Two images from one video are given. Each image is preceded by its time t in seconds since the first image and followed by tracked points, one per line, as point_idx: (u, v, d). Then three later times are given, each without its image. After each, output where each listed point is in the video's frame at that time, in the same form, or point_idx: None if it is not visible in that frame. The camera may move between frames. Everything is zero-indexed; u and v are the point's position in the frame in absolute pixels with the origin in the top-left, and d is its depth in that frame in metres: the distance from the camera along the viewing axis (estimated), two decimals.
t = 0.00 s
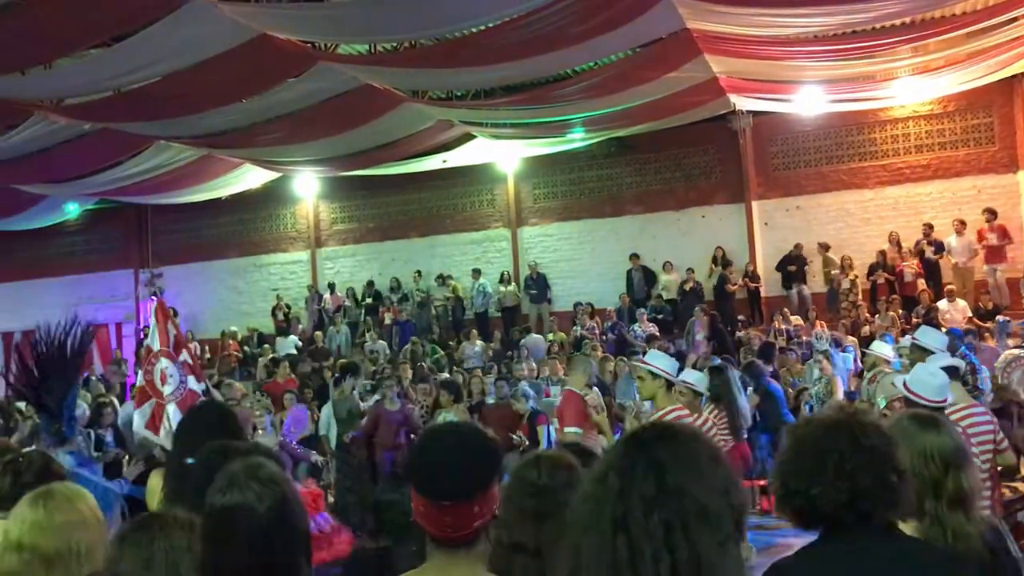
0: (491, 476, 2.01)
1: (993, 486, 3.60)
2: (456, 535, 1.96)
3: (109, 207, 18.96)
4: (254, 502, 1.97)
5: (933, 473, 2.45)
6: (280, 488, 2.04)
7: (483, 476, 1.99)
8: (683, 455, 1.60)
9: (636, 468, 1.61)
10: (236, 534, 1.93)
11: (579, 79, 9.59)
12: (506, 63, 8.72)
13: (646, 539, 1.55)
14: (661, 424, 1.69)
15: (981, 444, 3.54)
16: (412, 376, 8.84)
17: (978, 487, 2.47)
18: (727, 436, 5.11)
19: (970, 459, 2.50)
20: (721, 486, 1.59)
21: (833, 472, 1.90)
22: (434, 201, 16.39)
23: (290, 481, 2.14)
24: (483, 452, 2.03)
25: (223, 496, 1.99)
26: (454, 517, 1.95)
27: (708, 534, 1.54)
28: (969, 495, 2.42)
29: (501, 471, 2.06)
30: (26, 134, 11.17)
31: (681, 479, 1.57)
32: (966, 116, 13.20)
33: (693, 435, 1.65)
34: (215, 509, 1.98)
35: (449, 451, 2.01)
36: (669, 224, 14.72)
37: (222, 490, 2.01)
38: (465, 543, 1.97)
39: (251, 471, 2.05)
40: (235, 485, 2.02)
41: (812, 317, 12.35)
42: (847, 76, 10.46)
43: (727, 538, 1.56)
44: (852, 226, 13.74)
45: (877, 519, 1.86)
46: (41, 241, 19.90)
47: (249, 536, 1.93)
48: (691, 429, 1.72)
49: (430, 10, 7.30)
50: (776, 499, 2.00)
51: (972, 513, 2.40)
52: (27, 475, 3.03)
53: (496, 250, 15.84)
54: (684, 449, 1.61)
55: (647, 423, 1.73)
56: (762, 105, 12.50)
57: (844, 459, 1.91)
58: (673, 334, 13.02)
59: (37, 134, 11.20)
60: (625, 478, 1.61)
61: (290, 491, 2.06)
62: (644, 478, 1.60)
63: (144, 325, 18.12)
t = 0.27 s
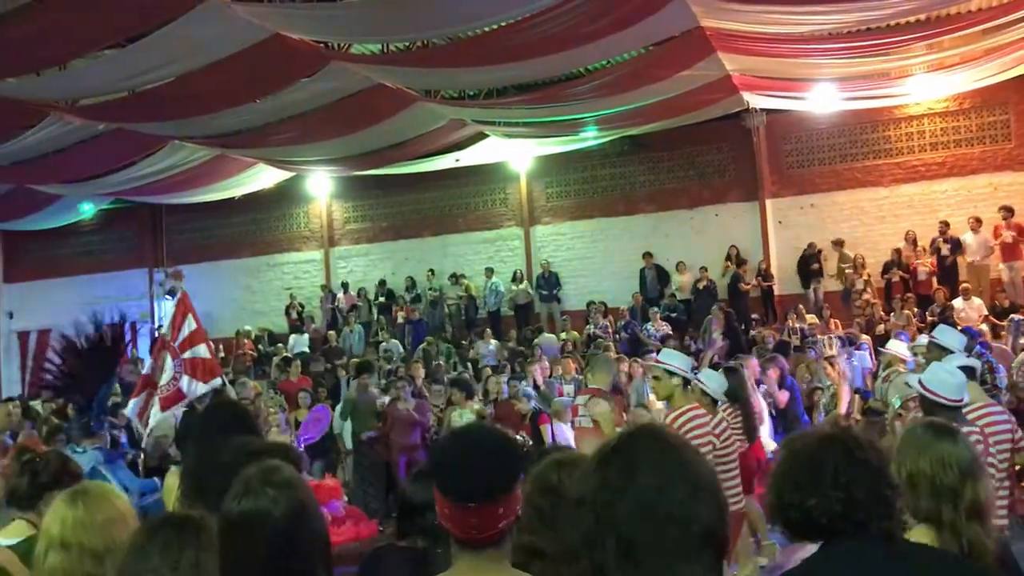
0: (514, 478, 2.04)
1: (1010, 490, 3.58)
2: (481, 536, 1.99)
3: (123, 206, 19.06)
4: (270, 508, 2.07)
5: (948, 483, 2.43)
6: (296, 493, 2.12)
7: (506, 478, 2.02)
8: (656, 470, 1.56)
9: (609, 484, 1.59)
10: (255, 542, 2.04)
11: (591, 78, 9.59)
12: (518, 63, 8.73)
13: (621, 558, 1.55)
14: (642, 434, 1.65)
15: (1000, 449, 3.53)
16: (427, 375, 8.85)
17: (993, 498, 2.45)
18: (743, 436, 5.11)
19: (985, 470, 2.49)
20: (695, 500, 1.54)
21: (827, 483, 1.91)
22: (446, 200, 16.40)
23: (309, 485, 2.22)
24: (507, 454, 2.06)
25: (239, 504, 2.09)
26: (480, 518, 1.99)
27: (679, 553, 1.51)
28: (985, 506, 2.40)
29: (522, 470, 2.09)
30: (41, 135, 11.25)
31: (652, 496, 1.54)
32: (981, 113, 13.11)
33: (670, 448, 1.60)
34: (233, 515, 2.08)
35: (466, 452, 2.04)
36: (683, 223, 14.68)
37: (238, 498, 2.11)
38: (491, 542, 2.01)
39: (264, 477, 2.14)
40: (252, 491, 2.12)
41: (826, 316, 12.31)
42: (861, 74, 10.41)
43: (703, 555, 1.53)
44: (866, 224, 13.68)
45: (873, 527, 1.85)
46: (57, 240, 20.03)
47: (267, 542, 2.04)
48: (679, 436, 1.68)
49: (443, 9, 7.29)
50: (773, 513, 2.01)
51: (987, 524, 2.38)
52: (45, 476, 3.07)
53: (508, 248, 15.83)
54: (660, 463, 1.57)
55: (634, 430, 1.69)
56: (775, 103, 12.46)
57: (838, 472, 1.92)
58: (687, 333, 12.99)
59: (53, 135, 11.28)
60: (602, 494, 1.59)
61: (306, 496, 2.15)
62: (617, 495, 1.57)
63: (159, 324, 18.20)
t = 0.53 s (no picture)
0: (534, 467, 2.05)
1: None
2: (500, 528, 2.01)
3: (139, 205, 19.16)
4: (279, 493, 2.00)
5: (954, 479, 2.42)
6: (305, 478, 2.05)
7: (524, 467, 2.03)
8: (677, 474, 1.53)
9: (630, 475, 1.58)
10: (263, 527, 1.98)
11: (605, 75, 9.58)
12: (532, 61, 8.73)
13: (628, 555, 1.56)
14: (681, 428, 1.60)
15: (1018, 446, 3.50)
16: (441, 373, 8.88)
17: (1001, 492, 2.43)
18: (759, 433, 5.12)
19: (992, 462, 2.47)
20: (708, 515, 1.50)
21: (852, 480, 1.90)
22: (460, 198, 16.41)
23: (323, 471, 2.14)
24: (528, 443, 2.07)
25: (247, 486, 2.04)
26: (498, 509, 2.01)
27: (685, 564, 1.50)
28: (993, 500, 2.39)
29: (544, 461, 2.10)
30: (58, 135, 11.32)
31: (667, 502, 1.52)
32: (999, 109, 13.03)
33: (698, 452, 1.54)
34: (243, 497, 2.03)
35: (486, 444, 2.04)
36: (698, 220, 14.64)
37: (248, 478, 2.06)
38: (509, 535, 2.02)
39: (276, 459, 2.08)
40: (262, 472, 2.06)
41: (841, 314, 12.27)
42: (878, 70, 10.35)
43: (712, 567, 1.51)
44: (882, 221, 13.61)
45: (899, 524, 1.85)
46: (73, 240, 20.15)
47: (275, 529, 1.97)
48: (718, 435, 1.61)
49: (458, 8, 7.30)
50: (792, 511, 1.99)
51: (995, 515, 2.37)
52: (63, 475, 3.09)
53: (522, 246, 15.84)
54: (688, 467, 1.53)
55: (677, 420, 1.64)
56: (791, 99, 12.40)
57: (862, 470, 1.91)
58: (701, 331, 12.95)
59: (70, 134, 11.35)
60: (622, 484, 1.59)
61: (317, 481, 2.07)
62: (633, 490, 1.57)
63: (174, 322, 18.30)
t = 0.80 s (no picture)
0: (540, 469, 2.05)
1: None
2: (508, 530, 2.00)
3: (155, 203, 19.27)
4: (294, 502, 2.01)
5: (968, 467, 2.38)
6: (319, 485, 2.06)
7: (528, 469, 2.02)
8: (727, 484, 1.53)
9: (676, 484, 1.57)
10: (279, 535, 1.98)
11: (621, 71, 9.55)
12: (547, 57, 8.71)
13: (672, 565, 1.54)
14: (726, 438, 1.60)
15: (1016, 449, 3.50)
16: (456, 370, 8.89)
17: (1011, 482, 2.41)
18: (774, 430, 5.12)
19: (1004, 453, 2.44)
20: (757, 528, 1.50)
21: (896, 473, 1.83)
22: (475, 196, 16.41)
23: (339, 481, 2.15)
24: (529, 443, 2.07)
25: (264, 494, 2.05)
26: (508, 512, 2.00)
27: None
28: (1003, 491, 2.37)
29: (548, 464, 2.09)
30: (75, 134, 11.39)
31: (717, 513, 1.51)
32: (1018, 104, 12.91)
33: (745, 464, 1.54)
34: (259, 506, 2.04)
35: (497, 450, 2.03)
36: (713, 216, 14.58)
37: (264, 488, 2.07)
38: (518, 537, 2.01)
39: (294, 469, 2.10)
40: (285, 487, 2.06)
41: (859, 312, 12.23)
42: (895, 65, 10.27)
43: None
44: (900, 218, 13.51)
45: (955, 528, 1.82)
46: (90, 238, 20.29)
47: (288, 537, 1.98)
48: (759, 447, 1.62)
49: (472, 4, 7.29)
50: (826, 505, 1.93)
51: (1005, 507, 2.34)
52: (81, 472, 3.09)
53: (536, 243, 15.83)
54: (739, 482, 1.53)
55: (715, 430, 1.65)
56: (807, 95, 12.33)
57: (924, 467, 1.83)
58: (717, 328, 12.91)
59: (87, 133, 11.42)
60: (667, 491, 1.58)
61: (331, 490, 2.08)
62: (680, 498, 1.55)
63: (191, 320, 18.40)
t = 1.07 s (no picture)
0: (575, 469, 2.05)
1: None
2: (541, 527, 2.01)
3: (172, 202, 19.37)
4: (312, 492, 2.09)
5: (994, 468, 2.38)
6: (337, 477, 2.14)
7: (569, 468, 2.03)
8: (738, 465, 1.56)
9: (687, 463, 1.60)
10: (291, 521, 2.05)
11: (636, 68, 9.53)
12: (563, 54, 8.71)
13: (682, 543, 1.56)
14: (741, 422, 1.63)
15: None
16: (472, 369, 8.89)
17: None
18: (791, 429, 5.07)
19: None
20: (766, 510, 1.53)
21: (958, 481, 1.81)
22: (491, 193, 16.41)
23: (359, 474, 2.25)
24: (568, 447, 2.06)
25: (283, 485, 2.14)
26: (542, 509, 2.00)
27: (742, 554, 1.51)
28: None
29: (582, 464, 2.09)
30: (94, 133, 11.47)
31: (727, 492, 1.54)
32: None
33: (756, 447, 1.57)
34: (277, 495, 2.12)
35: (531, 445, 2.03)
36: (730, 213, 14.52)
37: (284, 479, 2.16)
38: (549, 534, 2.02)
39: (313, 461, 2.18)
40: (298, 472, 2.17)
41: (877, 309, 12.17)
42: (914, 60, 10.21)
43: (766, 563, 1.53)
44: (918, 214, 13.42)
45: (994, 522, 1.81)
46: (108, 236, 20.42)
47: (304, 526, 2.06)
48: (773, 438, 1.65)
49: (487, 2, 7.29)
50: (888, 514, 1.91)
51: None
52: (100, 469, 3.13)
53: (552, 241, 15.81)
54: (749, 462, 1.56)
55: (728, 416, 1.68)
56: (824, 91, 12.27)
57: (946, 458, 1.84)
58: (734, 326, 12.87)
59: (105, 132, 11.50)
60: (676, 472, 1.61)
61: (349, 482, 2.16)
62: (690, 476, 1.58)
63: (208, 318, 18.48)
